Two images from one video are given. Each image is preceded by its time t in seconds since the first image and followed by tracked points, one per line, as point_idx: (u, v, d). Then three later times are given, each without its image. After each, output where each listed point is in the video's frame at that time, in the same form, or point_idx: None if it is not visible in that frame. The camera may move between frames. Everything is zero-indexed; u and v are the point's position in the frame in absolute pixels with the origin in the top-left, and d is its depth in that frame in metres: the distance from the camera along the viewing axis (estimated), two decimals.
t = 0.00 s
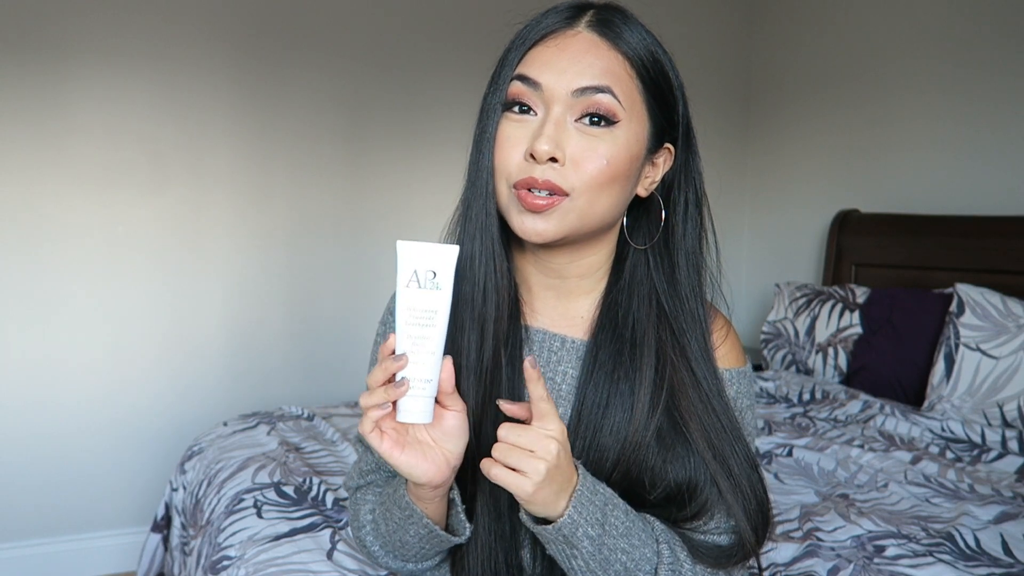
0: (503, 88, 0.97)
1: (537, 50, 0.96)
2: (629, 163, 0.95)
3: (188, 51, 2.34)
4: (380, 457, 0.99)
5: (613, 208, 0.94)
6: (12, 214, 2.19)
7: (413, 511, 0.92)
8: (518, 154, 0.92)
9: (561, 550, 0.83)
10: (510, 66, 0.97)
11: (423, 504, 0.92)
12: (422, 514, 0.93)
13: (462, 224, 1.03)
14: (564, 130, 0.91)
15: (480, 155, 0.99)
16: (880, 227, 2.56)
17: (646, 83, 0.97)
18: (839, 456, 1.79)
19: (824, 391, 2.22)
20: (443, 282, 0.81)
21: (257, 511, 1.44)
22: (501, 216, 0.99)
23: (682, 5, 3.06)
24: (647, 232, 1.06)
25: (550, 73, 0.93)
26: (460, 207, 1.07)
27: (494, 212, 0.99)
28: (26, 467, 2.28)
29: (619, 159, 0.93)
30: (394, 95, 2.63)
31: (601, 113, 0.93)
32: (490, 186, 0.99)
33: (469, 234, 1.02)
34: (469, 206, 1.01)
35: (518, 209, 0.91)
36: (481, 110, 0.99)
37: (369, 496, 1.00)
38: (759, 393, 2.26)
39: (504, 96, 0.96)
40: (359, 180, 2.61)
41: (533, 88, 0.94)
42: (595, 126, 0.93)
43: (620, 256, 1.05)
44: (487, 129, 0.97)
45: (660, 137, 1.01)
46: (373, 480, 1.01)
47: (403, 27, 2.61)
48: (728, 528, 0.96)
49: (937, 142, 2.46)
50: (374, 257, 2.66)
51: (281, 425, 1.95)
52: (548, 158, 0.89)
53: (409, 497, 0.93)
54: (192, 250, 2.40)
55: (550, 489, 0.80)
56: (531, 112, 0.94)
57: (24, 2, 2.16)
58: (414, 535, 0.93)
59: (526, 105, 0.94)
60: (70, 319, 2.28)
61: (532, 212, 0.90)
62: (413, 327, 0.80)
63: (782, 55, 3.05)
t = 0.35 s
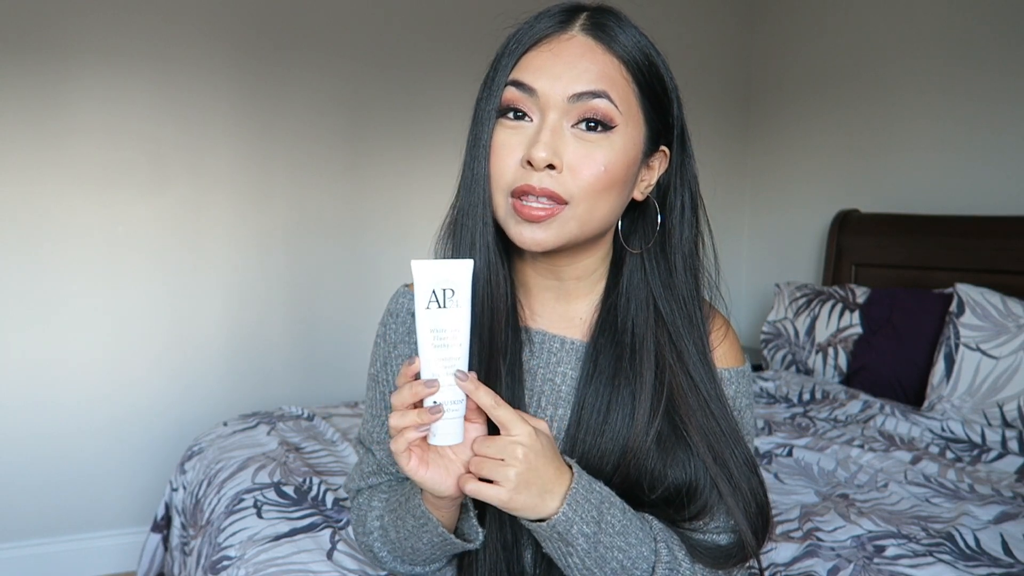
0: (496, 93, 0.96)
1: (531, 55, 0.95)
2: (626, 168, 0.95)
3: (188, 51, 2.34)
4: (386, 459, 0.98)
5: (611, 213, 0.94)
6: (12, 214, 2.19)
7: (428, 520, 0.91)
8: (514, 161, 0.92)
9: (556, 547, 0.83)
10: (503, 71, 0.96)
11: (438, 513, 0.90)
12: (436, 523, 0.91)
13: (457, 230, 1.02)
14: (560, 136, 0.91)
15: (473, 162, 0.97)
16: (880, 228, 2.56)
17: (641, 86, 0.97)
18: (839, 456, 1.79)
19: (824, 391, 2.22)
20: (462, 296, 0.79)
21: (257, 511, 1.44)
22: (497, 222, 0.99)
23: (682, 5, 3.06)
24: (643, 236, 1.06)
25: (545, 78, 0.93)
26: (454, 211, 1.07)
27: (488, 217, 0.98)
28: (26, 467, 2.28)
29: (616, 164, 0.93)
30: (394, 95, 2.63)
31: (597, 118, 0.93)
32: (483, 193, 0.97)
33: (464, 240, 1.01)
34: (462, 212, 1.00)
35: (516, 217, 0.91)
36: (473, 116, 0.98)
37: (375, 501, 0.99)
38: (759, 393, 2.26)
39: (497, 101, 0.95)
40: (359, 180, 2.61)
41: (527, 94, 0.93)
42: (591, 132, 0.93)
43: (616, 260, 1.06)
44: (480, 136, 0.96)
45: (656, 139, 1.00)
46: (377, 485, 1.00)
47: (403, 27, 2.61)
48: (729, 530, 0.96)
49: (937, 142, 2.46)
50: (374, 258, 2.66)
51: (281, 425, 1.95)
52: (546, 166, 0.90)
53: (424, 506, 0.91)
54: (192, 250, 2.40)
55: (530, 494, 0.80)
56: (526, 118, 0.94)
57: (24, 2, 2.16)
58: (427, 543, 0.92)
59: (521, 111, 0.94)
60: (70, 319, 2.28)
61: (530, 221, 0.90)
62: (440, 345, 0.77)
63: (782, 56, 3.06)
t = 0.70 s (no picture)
0: (494, 89, 0.96)
1: (526, 50, 0.96)
2: (628, 155, 0.94)
3: (188, 51, 2.33)
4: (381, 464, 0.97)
5: (615, 200, 0.94)
6: (12, 214, 2.19)
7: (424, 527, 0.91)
8: (516, 152, 0.92)
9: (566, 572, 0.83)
10: (499, 67, 0.96)
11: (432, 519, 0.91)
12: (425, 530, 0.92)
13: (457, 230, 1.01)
14: (560, 124, 0.92)
15: (476, 157, 0.97)
16: (880, 227, 2.56)
17: (639, 75, 0.97)
18: (839, 456, 1.79)
19: (824, 391, 2.22)
20: (359, 433, 0.63)
21: (257, 511, 1.44)
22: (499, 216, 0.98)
23: (682, 5, 3.06)
24: (644, 227, 1.05)
25: (542, 70, 0.93)
26: (455, 213, 1.06)
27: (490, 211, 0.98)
28: (26, 467, 2.28)
29: (617, 150, 0.93)
30: (394, 95, 2.63)
31: (596, 105, 0.93)
32: (485, 188, 0.97)
33: (463, 241, 1.00)
34: (463, 213, 1.00)
35: (521, 207, 0.91)
36: (474, 113, 0.98)
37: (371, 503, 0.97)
38: (759, 393, 2.26)
39: (495, 96, 0.95)
40: (359, 180, 2.61)
41: (526, 87, 0.94)
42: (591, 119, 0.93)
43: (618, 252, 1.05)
44: (481, 132, 0.96)
45: (655, 128, 1.00)
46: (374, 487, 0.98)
47: (403, 27, 2.61)
48: (727, 528, 0.97)
49: (937, 142, 2.46)
50: (374, 258, 2.66)
51: (281, 425, 1.95)
52: (549, 151, 0.90)
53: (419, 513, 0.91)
54: (192, 250, 2.40)
55: (541, 540, 0.79)
56: (526, 111, 0.94)
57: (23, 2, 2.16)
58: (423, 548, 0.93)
59: (521, 104, 0.94)
60: (70, 319, 2.28)
61: (536, 208, 0.90)
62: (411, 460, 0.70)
63: (781, 56, 3.06)
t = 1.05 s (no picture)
0: (490, 96, 0.96)
1: (517, 54, 0.96)
2: (625, 147, 0.94)
3: (188, 51, 2.34)
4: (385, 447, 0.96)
5: (616, 193, 0.93)
6: (12, 214, 2.19)
7: (401, 501, 0.87)
8: (514, 152, 0.92)
9: (600, 516, 0.83)
10: (493, 74, 0.97)
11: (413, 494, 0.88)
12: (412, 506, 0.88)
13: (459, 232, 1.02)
14: (555, 121, 0.92)
15: (474, 164, 0.98)
16: (880, 228, 2.56)
17: (630, 68, 0.97)
18: (839, 456, 1.79)
19: (824, 391, 2.22)
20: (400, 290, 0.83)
21: (257, 511, 1.44)
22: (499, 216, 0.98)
23: (682, 5, 3.06)
24: (649, 218, 1.05)
25: (532, 70, 0.93)
26: (457, 219, 1.06)
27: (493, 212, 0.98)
28: (26, 467, 2.28)
29: (614, 142, 0.93)
30: (394, 95, 2.63)
31: (588, 99, 0.93)
32: (487, 191, 0.98)
33: (465, 244, 1.00)
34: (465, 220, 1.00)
35: (523, 207, 0.90)
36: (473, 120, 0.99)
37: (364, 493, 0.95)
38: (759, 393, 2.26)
39: (491, 102, 0.96)
40: (359, 181, 2.61)
41: (519, 89, 0.94)
42: (584, 113, 0.93)
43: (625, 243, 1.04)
44: (480, 138, 0.97)
45: (653, 119, 1.00)
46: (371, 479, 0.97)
47: (403, 27, 2.61)
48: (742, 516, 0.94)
49: (937, 142, 2.46)
50: (374, 258, 2.67)
51: (281, 425, 1.95)
52: (544, 148, 0.90)
53: (395, 487, 0.88)
54: (192, 250, 2.40)
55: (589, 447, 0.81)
56: (521, 112, 0.94)
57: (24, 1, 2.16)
58: (407, 526, 0.88)
59: (516, 106, 0.94)
60: (71, 319, 2.28)
61: (536, 205, 0.90)
62: (427, 298, 0.84)
63: (781, 57, 3.06)
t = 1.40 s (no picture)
0: (493, 106, 0.97)
1: (518, 64, 0.96)
2: (630, 152, 0.94)
3: (188, 50, 2.33)
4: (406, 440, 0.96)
5: (622, 198, 0.94)
6: (12, 214, 2.19)
7: (443, 494, 0.87)
8: (519, 164, 0.92)
9: (577, 502, 0.86)
10: (494, 86, 0.97)
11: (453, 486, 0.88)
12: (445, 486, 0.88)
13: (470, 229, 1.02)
14: (558, 132, 0.92)
15: (479, 173, 0.99)
16: (880, 228, 2.56)
17: (631, 74, 0.96)
18: (839, 456, 1.79)
19: (824, 391, 2.22)
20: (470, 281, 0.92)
21: (257, 511, 1.44)
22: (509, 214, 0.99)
23: (682, 4, 3.06)
24: (651, 217, 1.05)
25: (534, 82, 0.93)
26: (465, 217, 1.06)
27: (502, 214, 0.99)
28: (26, 467, 2.28)
29: (618, 148, 0.93)
30: (394, 95, 2.63)
31: (591, 108, 0.93)
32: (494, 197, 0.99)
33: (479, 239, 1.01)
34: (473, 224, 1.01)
35: (531, 217, 0.91)
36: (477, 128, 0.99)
37: (380, 488, 0.95)
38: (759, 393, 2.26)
39: (494, 113, 0.96)
40: (360, 181, 2.61)
41: (522, 101, 0.94)
42: (587, 122, 0.93)
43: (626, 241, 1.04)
44: (484, 149, 0.97)
45: (656, 120, 1.00)
46: (383, 473, 0.96)
47: (403, 27, 2.60)
48: (733, 513, 0.95)
49: (937, 142, 2.46)
50: (375, 258, 2.66)
51: (281, 424, 1.95)
52: (549, 160, 0.90)
53: (438, 479, 0.88)
54: (192, 251, 2.40)
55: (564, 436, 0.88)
56: (524, 123, 0.94)
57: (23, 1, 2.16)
58: (441, 519, 0.88)
59: (519, 118, 0.94)
60: (71, 319, 2.28)
61: (546, 216, 0.90)
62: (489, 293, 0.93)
63: (781, 57, 3.06)
